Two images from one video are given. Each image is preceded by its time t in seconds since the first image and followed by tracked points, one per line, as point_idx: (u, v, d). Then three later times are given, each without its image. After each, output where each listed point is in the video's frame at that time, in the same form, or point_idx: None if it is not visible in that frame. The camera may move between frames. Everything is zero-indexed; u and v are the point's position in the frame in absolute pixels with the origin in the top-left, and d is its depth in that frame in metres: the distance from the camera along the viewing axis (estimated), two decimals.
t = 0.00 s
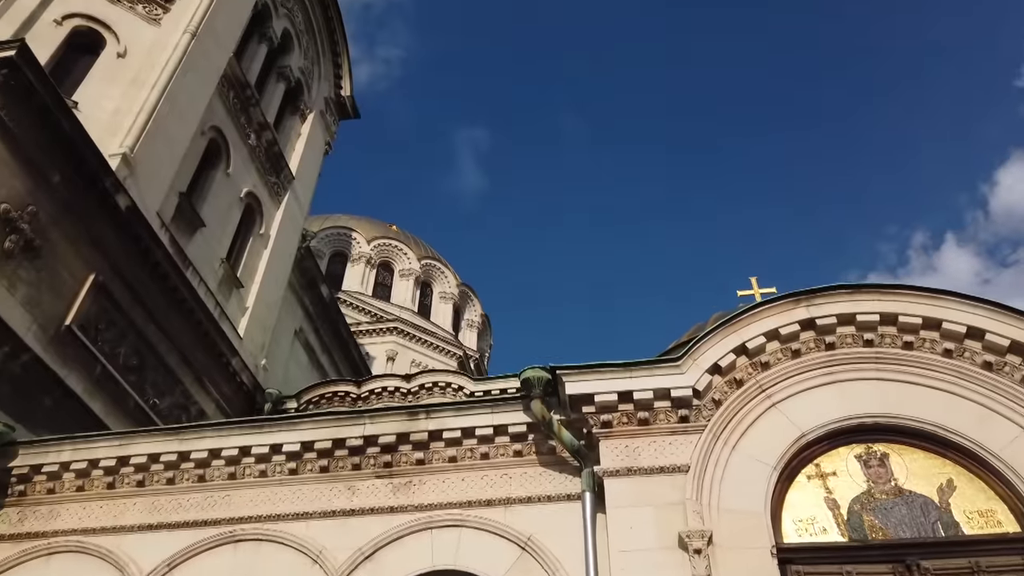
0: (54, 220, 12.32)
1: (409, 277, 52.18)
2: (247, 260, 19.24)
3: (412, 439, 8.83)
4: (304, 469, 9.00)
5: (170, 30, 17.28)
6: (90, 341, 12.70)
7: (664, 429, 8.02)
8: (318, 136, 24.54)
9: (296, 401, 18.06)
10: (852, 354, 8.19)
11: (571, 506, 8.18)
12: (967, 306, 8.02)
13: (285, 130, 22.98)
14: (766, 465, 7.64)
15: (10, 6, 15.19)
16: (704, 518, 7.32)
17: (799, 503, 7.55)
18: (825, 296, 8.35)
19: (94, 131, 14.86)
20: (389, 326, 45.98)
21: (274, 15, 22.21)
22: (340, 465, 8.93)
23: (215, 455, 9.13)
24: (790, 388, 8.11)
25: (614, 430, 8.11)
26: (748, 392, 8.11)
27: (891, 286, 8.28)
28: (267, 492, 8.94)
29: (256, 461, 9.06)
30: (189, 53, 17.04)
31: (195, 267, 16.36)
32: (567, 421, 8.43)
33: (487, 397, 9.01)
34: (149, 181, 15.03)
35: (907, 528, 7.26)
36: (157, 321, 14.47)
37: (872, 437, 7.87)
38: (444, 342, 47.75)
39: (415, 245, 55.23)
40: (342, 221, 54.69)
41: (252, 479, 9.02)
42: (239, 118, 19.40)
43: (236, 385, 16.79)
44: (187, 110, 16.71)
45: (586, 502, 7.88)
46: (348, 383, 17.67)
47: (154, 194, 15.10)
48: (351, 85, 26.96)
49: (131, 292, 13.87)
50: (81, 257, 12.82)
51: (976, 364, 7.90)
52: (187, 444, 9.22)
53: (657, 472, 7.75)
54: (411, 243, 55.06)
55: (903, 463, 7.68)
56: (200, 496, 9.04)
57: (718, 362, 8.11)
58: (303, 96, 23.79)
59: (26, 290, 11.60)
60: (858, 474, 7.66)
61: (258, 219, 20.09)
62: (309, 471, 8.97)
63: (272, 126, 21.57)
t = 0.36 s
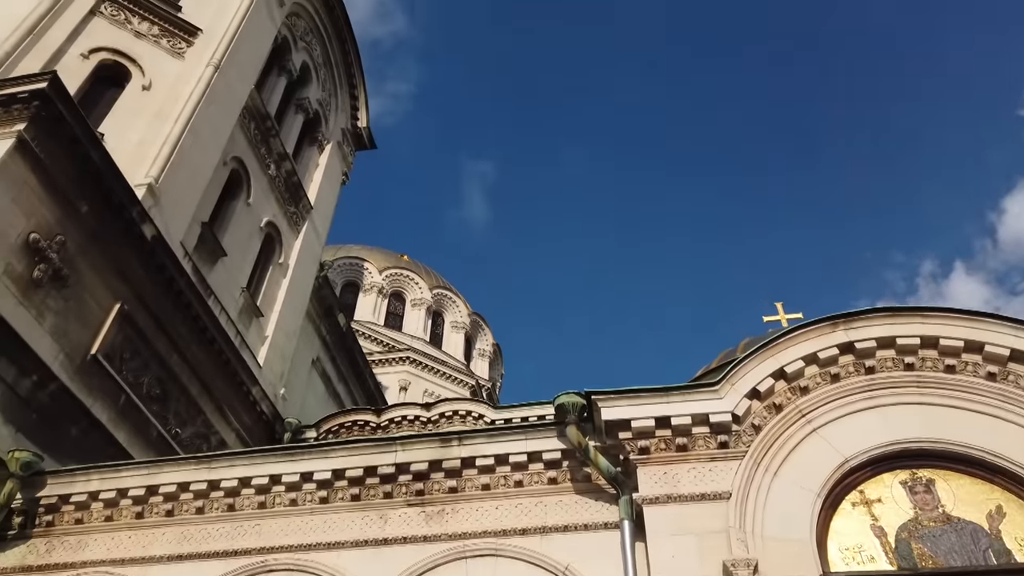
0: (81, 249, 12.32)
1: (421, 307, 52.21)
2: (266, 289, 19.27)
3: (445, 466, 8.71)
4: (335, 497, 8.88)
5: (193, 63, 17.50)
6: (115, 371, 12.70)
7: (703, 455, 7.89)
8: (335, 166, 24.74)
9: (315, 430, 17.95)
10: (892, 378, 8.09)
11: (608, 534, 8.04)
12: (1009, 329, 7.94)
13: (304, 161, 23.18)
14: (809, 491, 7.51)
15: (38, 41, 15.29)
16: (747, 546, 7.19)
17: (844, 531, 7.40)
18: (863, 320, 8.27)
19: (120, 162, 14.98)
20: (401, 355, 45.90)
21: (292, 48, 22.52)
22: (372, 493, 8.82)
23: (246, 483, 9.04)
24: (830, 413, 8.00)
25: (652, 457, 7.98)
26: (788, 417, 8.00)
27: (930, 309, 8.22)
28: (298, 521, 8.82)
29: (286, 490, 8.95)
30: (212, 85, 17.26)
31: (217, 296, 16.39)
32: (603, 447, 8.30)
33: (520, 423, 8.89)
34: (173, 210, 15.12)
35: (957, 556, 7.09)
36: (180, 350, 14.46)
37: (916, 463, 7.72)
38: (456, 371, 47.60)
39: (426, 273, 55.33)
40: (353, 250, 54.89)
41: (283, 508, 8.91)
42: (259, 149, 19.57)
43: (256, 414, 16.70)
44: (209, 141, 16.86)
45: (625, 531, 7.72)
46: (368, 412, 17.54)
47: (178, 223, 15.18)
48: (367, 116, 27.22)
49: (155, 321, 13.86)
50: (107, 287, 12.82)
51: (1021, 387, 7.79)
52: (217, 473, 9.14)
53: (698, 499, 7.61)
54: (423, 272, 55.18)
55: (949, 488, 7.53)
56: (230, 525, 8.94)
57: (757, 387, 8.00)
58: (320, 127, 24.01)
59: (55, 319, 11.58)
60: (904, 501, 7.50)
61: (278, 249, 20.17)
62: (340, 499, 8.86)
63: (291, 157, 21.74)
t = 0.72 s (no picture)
0: (117, 277, 12.36)
1: (440, 332, 52.17)
2: (294, 316, 19.27)
3: (491, 491, 8.55)
4: (379, 525, 8.75)
5: (223, 93, 17.73)
6: (150, 399, 12.68)
7: (758, 478, 7.71)
8: (359, 193, 24.89)
9: (344, 457, 17.83)
10: (951, 396, 7.88)
11: (661, 561, 7.84)
12: None
13: (328, 188, 23.34)
14: (871, 514, 7.31)
15: (72, 73, 15.52)
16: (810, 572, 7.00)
17: (908, 555, 7.19)
18: (918, 337, 8.09)
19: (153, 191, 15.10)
20: (422, 382, 45.77)
21: (317, 77, 22.80)
22: (416, 520, 8.67)
23: (288, 511, 8.93)
24: (887, 433, 7.80)
25: (706, 480, 7.80)
26: (844, 438, 7.80)
27: (984, 325, 8.08)
28: (342, 549, 8.69)
29: (329, 517, 8.83)
30: (241, 114, 17.48)
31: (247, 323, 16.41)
32: (654, 471, 8.12)
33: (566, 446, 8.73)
34: (205, 238, 15.20)
35: None
36: (212, 377, 14.44)
37: (980, 484, 7.51)
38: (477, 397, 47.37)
39: (444, 299, 55.34)
40: (372, 277, 55.05)
41: (326, 536, 8.78)
42: (286, 177, 19.72)
43: (287, 442, 16.61)
44: (240, 169, 17.00)
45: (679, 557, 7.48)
46: (397, 438, 17.38)
47: (210, 250, 15.26)
48: (390, 143, 27.43)
49: (188, 348, 13.87)
50: (142, 315, 12.85)
51: None
52: (260, 500, 9.04)
53: (755, 523, 7.42)
54: (441, 298, 55.20)
55: (1016, 510, 7.30)
56: (273, 554, 8.81)
57: (811, 407, 7.84)
58: (344, 155, 24.20)
59: (93, 348, 11.59)
60: (970, 523, 7.27)
61: (304, 276, 20.22)
62: (385, 526, 8.72)
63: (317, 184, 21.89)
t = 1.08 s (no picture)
0: (165, 314, 12.49)
1: (469, 362, 52.10)
2: (332, 348, 19.33)
3: (550, 522, 8.38)
4: (436, 558, 8.61)
5: (261, 131, 18.04)
6: (198, 435, 12.72)
7: (829, 504, 7.49)
8: (391, 225, 25.06)
9: (386, 489, 17.71)
10: None
11: None
12: None
13: (362, 221, 23.52)
14: (951, 540, 7.07)
15: (115, 116, 15.88)
16: None
17: None
18: (987, 354, 7.86)
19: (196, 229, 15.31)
20: (453, 412, 45.61)
21: (349, 112, 23.14)
22: (474, 553, 8.52)
23: (344, 545, 8.84)
24: (961, 455, 7.56)
25: (774, 507, 7.59)
26: (917, 460, 7.57)
27: None
28: None
29: (386, 551, 8.72)
30: (278, 150, 17.75)
31: (288, 356, 16.48)
32: (719, 499, 7.93)
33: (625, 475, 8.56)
34: (247, 273, 15.35)
35: None
36: (256, 411, 14.47)
37: None
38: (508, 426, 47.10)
39: (472, 328, 55.32)
40: (399, 308, 55.26)
41: (383, 570, 8.66)
42: (322, 210, 19.92)
43: (328, 475, 16.54)
44: (278, 204, 17.20)
45: None
46: (438, 470, 17.22)
47: (251, 285, 15.40)
48: (420, 174, 27.68)
49: (233, 383, 13.94)
50: (189, 352, 12.95)
51: None
52: (315, 535, 8.97)
53: (830, 552, 7.19)
54: (469, 328, 55.23)
55: None
56: None
57: (881, 430, 7.62)
58: (376, 187, 24.44)
59: (144, 385, 11.68)
60: None
61: (341, 308, 20.31)
62: (442, 560, 8.58)
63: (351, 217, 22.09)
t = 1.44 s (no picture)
0: (209, 360, 12.58)
1: (497, 402, 51.82)
2: (368, 391, 19.31)
3: (610, 563, 8.20)
4: None
5: (296, 177, 18.35)
6: (243, 481, 12.69)
7: (903, 539, 7.23)
8: (422, 266, 25.21)
9: (426, 533, 17.44)
10: None
11: None
12: None
13: (393, 263, 23.66)
14: None
15: (157, 167, 16.23)
16: None
17: None
18: None
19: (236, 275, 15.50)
20: (483, 453, 45.24)
21: (379, 156, 23.50)
22: None
23: None
24: None
25: (844, 543, 7.35)
26: (992, 492, 7.34)
27: None
28: None
29: None
30: (313, 196, 18.02)
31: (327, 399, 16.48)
32: (786, 536, 7.67)
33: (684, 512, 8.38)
34: (286, 317, 15.46)
35: None
36: (298, 456, 14.43)
37: None
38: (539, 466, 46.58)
39: (499, 368, 55.11)
40: (426, 349, 55.28)
41: None
42: (356, 254, 20.11)
43: (369, 519, 16.36)
44: (315, 248, 17.39)
45: None
46: (478, 512, 16.95)
47: (291, 329, 15.50)
48: (448, 215, 27.92)
49: (276, 428, 13.95)
50: (234, 397, 12.99)
51: None
52: None
53: None
54: (496, 367, 55.07)
55: None
56: None
57: (951, 461, 7.43)
58: (406, 230, 24.66)
59: (191, 431, 11.71)
60: None
61: (376, 350, 20.33)
62: None
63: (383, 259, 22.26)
